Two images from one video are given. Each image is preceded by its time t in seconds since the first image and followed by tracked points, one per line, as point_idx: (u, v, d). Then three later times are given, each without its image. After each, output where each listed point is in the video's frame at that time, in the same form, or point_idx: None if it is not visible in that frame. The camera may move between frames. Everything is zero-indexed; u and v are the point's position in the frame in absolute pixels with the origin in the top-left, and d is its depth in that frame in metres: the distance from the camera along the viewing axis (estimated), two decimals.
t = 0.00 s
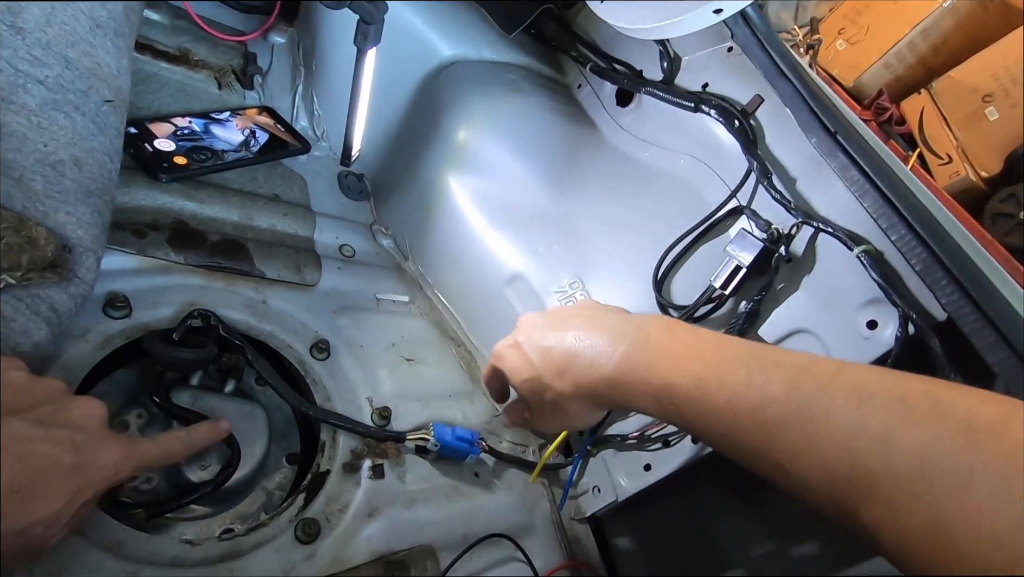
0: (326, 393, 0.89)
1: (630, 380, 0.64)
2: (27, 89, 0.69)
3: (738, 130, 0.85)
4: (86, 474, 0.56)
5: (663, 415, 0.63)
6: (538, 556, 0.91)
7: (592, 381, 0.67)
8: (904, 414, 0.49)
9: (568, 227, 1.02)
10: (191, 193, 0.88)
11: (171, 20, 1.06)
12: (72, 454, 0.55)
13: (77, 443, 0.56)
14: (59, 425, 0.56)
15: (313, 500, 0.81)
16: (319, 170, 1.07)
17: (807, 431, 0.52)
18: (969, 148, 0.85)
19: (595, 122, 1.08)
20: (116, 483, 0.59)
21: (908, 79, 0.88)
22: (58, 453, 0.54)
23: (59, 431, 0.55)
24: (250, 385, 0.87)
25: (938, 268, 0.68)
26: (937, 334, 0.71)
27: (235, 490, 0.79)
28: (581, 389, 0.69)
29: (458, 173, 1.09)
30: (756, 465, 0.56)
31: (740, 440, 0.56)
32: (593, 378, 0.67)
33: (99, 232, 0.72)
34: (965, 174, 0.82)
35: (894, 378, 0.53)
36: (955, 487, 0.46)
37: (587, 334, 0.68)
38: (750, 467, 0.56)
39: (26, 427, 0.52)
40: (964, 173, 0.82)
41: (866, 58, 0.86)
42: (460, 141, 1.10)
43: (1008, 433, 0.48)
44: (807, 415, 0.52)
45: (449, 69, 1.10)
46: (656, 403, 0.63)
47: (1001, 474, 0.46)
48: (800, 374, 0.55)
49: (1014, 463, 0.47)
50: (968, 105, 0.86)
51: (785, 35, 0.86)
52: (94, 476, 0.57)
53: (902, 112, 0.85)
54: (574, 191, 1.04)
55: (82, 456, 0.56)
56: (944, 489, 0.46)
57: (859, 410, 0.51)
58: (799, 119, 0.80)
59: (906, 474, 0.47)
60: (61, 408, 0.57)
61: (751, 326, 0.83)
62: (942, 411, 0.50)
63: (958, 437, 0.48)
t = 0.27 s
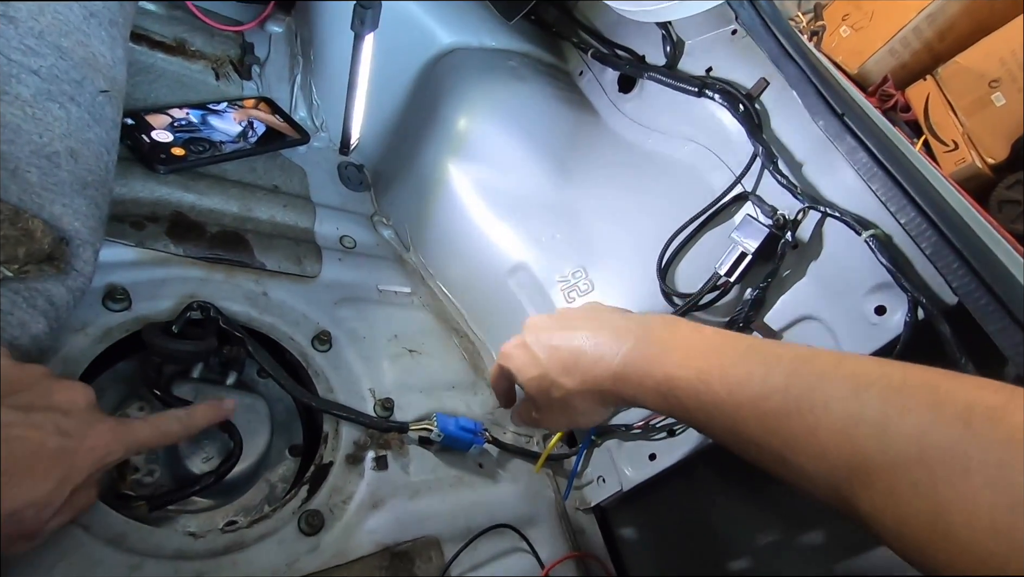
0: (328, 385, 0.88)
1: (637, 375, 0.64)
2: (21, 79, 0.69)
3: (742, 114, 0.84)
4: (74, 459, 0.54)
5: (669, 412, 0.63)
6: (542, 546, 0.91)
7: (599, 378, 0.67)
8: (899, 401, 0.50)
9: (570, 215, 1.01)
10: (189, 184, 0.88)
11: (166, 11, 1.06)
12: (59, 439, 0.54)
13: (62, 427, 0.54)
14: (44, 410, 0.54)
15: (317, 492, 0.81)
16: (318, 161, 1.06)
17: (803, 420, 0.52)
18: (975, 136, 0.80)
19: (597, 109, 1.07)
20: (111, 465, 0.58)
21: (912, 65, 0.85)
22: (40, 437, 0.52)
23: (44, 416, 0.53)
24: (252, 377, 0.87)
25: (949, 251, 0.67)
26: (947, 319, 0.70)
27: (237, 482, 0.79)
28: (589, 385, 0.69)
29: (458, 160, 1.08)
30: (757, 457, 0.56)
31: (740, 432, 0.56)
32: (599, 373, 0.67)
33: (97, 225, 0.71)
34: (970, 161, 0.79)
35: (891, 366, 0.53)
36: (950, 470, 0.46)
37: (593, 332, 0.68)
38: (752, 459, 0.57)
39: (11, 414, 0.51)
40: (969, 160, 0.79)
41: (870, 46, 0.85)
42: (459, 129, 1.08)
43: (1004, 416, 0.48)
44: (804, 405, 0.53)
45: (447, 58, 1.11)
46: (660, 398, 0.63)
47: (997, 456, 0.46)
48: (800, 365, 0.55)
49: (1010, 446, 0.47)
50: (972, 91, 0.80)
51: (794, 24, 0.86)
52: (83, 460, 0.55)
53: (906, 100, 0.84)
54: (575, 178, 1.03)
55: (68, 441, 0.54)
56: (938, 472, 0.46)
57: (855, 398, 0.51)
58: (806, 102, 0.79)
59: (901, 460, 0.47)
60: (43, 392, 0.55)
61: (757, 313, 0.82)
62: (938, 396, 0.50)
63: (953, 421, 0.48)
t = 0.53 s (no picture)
0: (326, 384, 0.88)
1: (636, 386, 0.63)
2: (12, 82, 0.69)
3: (739, 109, 0.84)
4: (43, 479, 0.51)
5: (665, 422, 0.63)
6: (543, 544, 0.90)
7: (595, 395, 0.65)
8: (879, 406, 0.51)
9: (566, 214, 1.01)
10: (184, 185, 0.87)
11: (160, 11, 1.07)
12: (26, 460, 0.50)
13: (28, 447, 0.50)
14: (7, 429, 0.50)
15: (315, 492, 0.81)
16: (315, 160, 1.06)
17: (790, 432, 0.54)
18: (976, 128, 0.78)
19: (594, 104, 1.07)
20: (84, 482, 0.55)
21: (911, 56, 0.83)
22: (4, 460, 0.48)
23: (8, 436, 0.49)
24: (250, 377, 0.87)
25: (947, 246, 0.67)
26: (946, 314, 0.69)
27: (236, 484, 0.79)
28: (586, 402, 0.67)
29: (456, 159, 1.08)
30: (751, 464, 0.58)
31: (732, 442, 0.58)
32: (594, 390, 0.65)
33: (92, 227, 0.71)
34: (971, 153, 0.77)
35: (871, 368, 0.54)
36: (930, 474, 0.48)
37: (588, 348, 0.66)
38: (747, 468, 0.59)
39: None
40: (970, 152, 0.77)
41: (871, 38, 0.84)
42: (455, 127, 1.08)
43: (980, 412, 0.50)
44: (790, 415, 0.54)
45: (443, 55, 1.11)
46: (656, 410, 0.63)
47: (975, 453, 0.48)
48: (783, 374, 0.56)
49: (988, 441, 0.48)
50: (973, 82, 0.78)
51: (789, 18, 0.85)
52: (51, 479, 0.52)
53: (906, 92, 0.83)
54: (569, 178, 1.02)
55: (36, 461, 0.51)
56: (918, 478, 0.48)
57: (837, 406, 0.52)
58: (802, 97, 0.79)
59: (884, 469, 0.49)
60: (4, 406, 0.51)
61: (755, 309, 0.82)
62: (916, 397, 0.51)
63: (931, 421, 0.49)
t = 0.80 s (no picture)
0: (318, 383, 0.89)
1: (627, 375, 0.64)
2: None
3: (725, 106, 0.84)
4: None
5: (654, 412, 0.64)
6: (536, 540, 0.91)
7: (586, 382, 0.66)
8: (858, 391, 0.52)
9: (554, 209, 1.01)
10: (173, 185, 0.87)
11: (146, 11, 1.06)
12: None
13: None
14: None
15: (308, 490, 0.81)
16: (304, 159, 1.06)
17: (771, 416, 0.54)
18: (960, 122, 0.81)
19: (583, 102, 1.07)
20: None
21: (898, 53, 0.85)
22: None
23: None
24: (241, 377, 0.88)
25: (927, 240, 0.68)
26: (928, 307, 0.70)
27: (227, 483, 0.79)
28: (575, 388, 0.67)
29: (444, 156, 1.08)
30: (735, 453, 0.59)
31: (715, 429, 0.58)
32: (586, 375, 0.66)
33: (79, 228, 0.71)
34: (956, 148, 0.79)
35: (852, 358, 0.55)
36: (906, 452, 0.48)
37: (580, 338, 0.67)
38: (734, 455, 0.59)
39: None
40: (956, 147, 0.79)
41: (858, 35, 0.85)
42: (444, 125, 1.08)
43: (958, 397, 0.50)
44: (771, 400, 0.55)
45: (431, 54, 1.11)
46: (646, 399, 0.64)
47: (951, 433, 0.48)
48: (766, 362, 0.57)
49: (964, 423, 0.48)
50: (958, 77, 0.81)
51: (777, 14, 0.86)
52: None
53: (892, 87, 0.83)
54: (557, 173, 1.03)
55: None
56: (893, 456, 0.48)
57: (816, 391, 0.53)
58: (787, 93, 0.80)
59: (860, 448, 0.49)
60: None
61: (743, 303, 0.82)
62: (895, 384, 0.52)
63: (907, 404, 0.50)
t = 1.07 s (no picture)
0: (316, 384, 0.89)
1: (620, 362, 0.65)
2: None
3: (720, 105, 0.85)
4: None
5: (649, 400, 0.65)
6: (534, 538, 0.91)
7: (581, 367, 0.67)
8: (855, 380, 0.52)
9: (550, 208, 1.02)
10: (169, 187, 0.87)
11: (141, 13, 1.06)
12: None
13: None
14: None
15: (307, 491, 0.81)
16: (301, 161, 1.06)
17: (769, 405, 0.55)
18: (953, 120, 0.78)
19: (577, 102, 1.08)
20: None
21: (892, 52, 0.85)
22: None
23: None
24: (238, 379, 0.87)
25: (920, 236, 0.68)
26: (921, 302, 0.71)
27: (225, 486, 0.79)
28: (567, 374, 0.68)
29: (442, 156, 1.08)
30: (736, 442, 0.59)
31: (714, 418, 0.59)
32: (581, 361, 0.67)
33: (75, 231, 0.70)
34: (949, 146, 0.78)
35: (853, 347, 0.55)
36: (901, 441, 0.49)
37: (574, 324, 0.68)
38: (732, 443, 0.60)
39: None
40: (948, 144, 0.78)
41: (852, 33, 0.86)
42: (442, 124, 1.09)
43: (958, 384, 0.50)
44: (769, 389, 0.55)
45: (427, 54, 1.11)
46: (640, 385, 0.64)
47: (947, 421, 0.48)
48: (766, 351, 0.57)
49: (960, 411, 0.48)
50: (952, 76, 0.79)
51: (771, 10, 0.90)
52: None
53: (886, 86, 0.84)
54: (555, 170, 1.03)
55: None
56: (888, 444, 0.49)
57: (814, 380, 0.54)
58: (780, 92, 0.80)
59: (856, 436, 0.50)
60: None
61: (739, 302, 0.83)
62: (893, 372, 0.52)
63: (904, 392, 0.50)
